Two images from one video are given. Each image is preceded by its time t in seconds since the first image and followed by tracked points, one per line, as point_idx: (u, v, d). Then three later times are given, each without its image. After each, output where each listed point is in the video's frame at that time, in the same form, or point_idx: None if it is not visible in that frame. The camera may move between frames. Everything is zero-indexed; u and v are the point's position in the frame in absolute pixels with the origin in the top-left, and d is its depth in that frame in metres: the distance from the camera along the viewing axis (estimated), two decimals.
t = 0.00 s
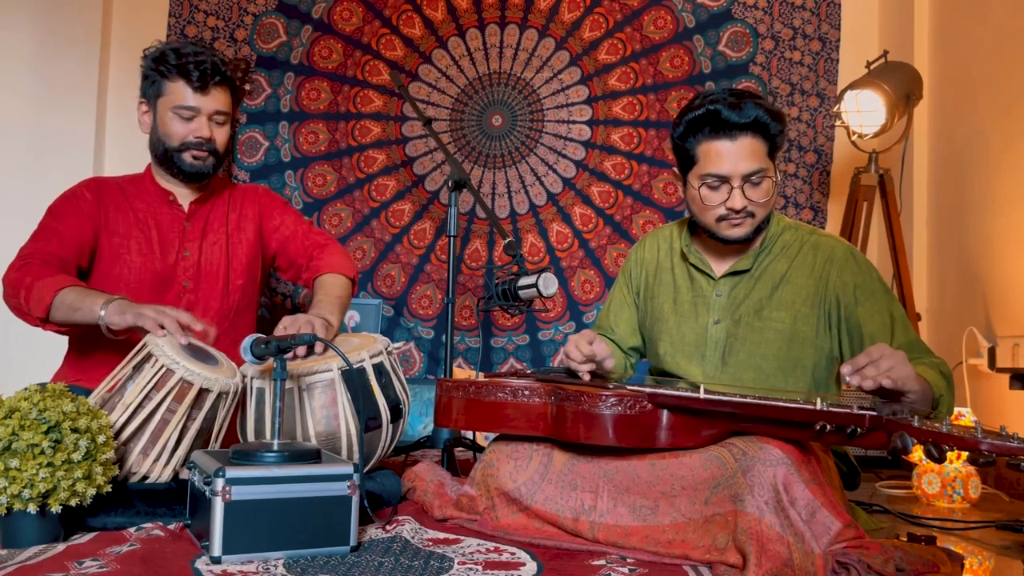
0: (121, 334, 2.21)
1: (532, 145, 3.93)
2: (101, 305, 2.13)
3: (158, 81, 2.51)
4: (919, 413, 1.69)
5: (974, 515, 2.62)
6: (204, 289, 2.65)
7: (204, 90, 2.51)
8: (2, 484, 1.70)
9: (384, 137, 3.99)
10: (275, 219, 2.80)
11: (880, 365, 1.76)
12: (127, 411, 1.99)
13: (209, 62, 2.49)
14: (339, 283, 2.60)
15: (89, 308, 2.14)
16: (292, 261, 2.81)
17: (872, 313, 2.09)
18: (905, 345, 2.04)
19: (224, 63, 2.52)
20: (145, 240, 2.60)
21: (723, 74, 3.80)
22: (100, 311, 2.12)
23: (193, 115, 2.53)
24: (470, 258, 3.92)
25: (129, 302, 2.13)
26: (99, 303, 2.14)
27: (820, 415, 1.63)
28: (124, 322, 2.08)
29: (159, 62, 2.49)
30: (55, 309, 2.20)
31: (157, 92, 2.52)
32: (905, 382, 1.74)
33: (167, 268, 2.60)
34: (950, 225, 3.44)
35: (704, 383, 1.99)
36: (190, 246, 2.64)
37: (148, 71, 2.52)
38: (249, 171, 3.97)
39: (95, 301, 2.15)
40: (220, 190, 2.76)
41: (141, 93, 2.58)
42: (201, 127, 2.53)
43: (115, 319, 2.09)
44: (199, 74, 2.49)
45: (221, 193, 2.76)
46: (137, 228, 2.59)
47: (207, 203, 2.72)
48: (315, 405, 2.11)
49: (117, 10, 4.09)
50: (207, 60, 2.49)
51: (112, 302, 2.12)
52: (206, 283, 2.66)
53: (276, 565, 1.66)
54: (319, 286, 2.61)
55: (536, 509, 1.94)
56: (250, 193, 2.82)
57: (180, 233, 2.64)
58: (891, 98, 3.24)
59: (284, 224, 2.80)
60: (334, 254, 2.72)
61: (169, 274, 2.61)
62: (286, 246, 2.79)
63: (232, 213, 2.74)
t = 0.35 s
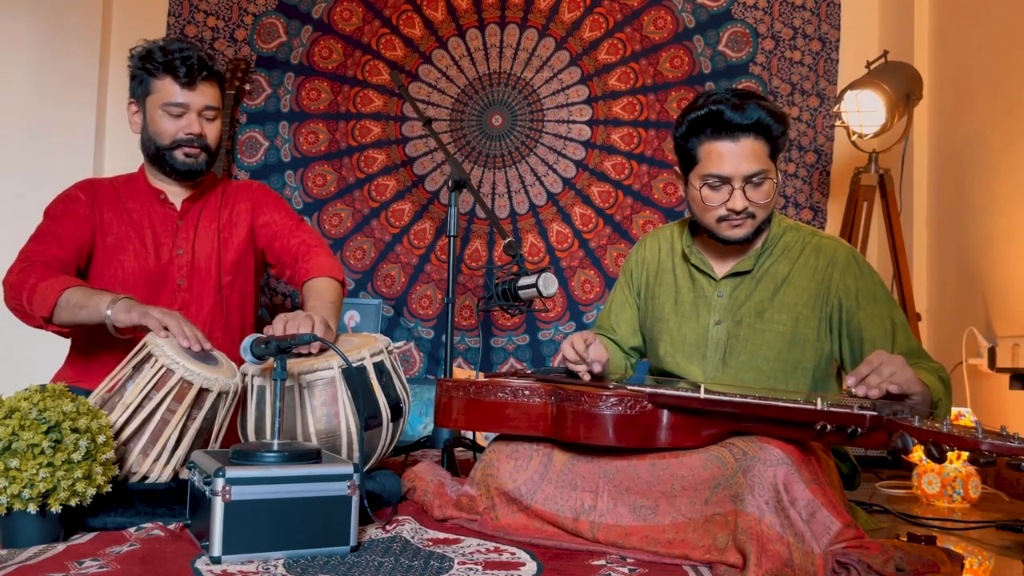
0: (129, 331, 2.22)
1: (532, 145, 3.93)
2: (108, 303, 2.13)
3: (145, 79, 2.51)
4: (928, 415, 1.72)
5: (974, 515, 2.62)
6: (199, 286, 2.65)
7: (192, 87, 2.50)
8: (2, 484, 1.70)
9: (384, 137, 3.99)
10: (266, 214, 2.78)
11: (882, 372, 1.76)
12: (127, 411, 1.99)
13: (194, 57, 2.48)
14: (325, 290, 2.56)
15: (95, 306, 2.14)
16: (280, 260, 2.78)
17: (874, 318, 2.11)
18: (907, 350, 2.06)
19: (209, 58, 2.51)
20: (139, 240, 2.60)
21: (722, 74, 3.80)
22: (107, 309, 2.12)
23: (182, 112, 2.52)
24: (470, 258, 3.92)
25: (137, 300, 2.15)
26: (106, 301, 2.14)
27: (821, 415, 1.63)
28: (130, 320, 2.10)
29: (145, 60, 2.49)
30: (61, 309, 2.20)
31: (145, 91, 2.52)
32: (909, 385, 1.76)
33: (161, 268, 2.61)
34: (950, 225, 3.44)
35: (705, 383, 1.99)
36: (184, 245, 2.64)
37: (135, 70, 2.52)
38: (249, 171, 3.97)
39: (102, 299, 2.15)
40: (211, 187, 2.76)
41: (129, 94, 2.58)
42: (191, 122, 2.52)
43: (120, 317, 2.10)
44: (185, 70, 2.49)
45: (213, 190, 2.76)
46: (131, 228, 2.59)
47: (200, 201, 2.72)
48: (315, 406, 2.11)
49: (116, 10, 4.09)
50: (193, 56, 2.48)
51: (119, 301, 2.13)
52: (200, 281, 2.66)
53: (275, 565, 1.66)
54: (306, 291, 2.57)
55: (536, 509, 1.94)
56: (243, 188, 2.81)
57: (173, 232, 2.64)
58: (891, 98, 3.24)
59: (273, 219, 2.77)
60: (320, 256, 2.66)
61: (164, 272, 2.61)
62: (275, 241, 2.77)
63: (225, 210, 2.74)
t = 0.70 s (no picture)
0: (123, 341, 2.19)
1: (532, 145, 3.93)
2: (101, 312, 2.14)
3: (150, 85, 2.50)
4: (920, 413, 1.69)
5: (974, 515, 2.62)
6: (201, 288, 2.66)
7: (196, 94, 2.51)
8: (2, 484, 1.70)
9: (384, 137, 3.99)
10: (264, 213, 2.77)
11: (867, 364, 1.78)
12: (127, 411, 1.99)
13: (200, 65, 2.49)
14: (323, 292, 2.55)
15: (88, 314, 2.15)
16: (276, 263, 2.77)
17: (872, 318, 2.10)
18: (905, 347, 2.05)
19: (215, 65, 2.52)
20: (141, 241, 2.60)
21: (723, 74, 3.80)
22: (101, 318, 2.13)
23: (186, 119, 2.52)
24: (470, 258, 3.92)
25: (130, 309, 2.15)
26: (99, 310, 2.15)
27: (821, 415, 1.63)
28: (123, 329, 2.09)
29: (149, 65, 2.48)
30: (52, 315, 2.20)
31: (149, 96, 2.51)
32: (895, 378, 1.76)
33: (163, 269, 2.61)
34: (950, 225, 3.44)
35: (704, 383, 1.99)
36: (186, 246, 2.64)
37: (138, 74, 2.51)
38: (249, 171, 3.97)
39: (96, 307, 2.16)
40: (213, 189, 2.76)
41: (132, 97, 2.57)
42: (195, 130, 2.53)
43: (114, 326, 2.10)
44: (190, 78, 2.49)
45: (213, 190, 2.76)
46: (132, 230, 2.59)
47: (202, 202, 2.72)
48: (315, 405, 2.11)
49: (116, 10, 4.09)
50: (199, 64, 2.49)
51: (111, 309, 2.14)
52: (202, 283, 2.67)
53: (275, 565, 1.66)
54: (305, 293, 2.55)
55: (536, 509, 1.94)
56: (240, 186, 2.81)
57: (175, 233, 2.64)
58: (891, 98, 3.24)
59: (270, 220, 2.76)
60: (318, 258, 2.65)
61: (167, 274, 2.62)
62: (270, 241, 2.75)
63: (224, 211, 2.74)
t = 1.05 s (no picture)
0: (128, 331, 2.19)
1: (532, 145, 3.93)
2: (109, 303, 2.13)
3: (150, 84, 2.50)
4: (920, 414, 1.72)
5: (974, 515, 2.62)
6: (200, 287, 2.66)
7: (194, 96, 2.50)
8: (2, 484, 1.70)
9: (384, 137, 3.99)
10: (263, 214, 2.77)
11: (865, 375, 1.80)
12: (127, 410, 1.99)
13: (199, 67, 2.48)
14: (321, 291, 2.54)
15: (95, 306, 2.14)
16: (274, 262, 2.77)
17: (870, 318, 2.10)
18: (902, 349, 2.05)
19: (215, 68, 2.51)
20: (141, 239, 2.60)
21: (723, 74, 3.80)
22: (108, 308, 2.12)
23: (184, 120, 2.52)
24: (470, 258, 3.92)
25: (137, 300, 2.14)
26: (106, 301, 2.14)
27: (821, 415, 1.63)
28: (131, 318, 2.09)
29: (151, 65, 2.48)
30: (60, 309, 2.20)
31: (149, 95, 2.51)
32: (893, 388, 1.78)
33: (162, 268, 2.60)
34: (950, 225, 3.44)
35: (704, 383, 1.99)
36: (185, 245, 2.64)
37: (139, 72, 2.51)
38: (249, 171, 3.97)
39: (102, 299, 2.15)
40: (212, 188, 2.76)
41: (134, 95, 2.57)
42: (191, 132, 2.52)
43: (123, 316, 2.09)
44: (189, 80, 2.48)
45: (212, 189, 2.76)
46: (132, 228, 2.59)
47: (201, 202, 2.72)
48: (315, 405, 2.11)
49: (116, 10, 4.09)
50: (199, 66, 2.48)
51: (119, 300, 2.13)
52: (201, 282, 2.66)
53: (275, 565, 1.66)
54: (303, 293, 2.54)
55: (536, 509, 1.94)
56: (239, 186, 2.81)
57: (174, 232, 2.64)
58: (892, 99, 3.24)
59: (269, 219, 2.76)
60: (317, 258, 2.65)
61: (165, 273, 2.61)
62: (268, 243, 2.76)
63: (223, 210, 2.74)
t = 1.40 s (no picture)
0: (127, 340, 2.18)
1: (532, 145, 3.93)
2: (105, 313, 2.13)
3: (149, 82, 2.50)
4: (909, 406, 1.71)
5: (974, 515, 2.62)
6: (200, 288, 2.66)
7: (193, 92, 2.50)
8: (1, 484, 1.70)
9: (384, 137, 3.99)
10: (266, 218, 2.78)
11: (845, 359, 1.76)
12: (127, 411, 1.99)
13: (197, 63, 2.48)
14: (323, 292, 2.54)
15: (91, 317, 2.15)
16: (278, 264, 2.77)
17: (869, 318, 2.10)
18: (900, 349, 2.05)
19: (213, 63, 2.51)
20: (141, 241, 2.60)
21: (723, 74, 3.80)
22: (104, 319, 2.12)
23: (183, 116, 2.52)
24: (470, 258, 3.92)
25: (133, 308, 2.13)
26: (102, 311, 2.14)
27: (821, 414, 1.63)
28: (126, 327, 2.08)
29: (150, 63, 2.48)
30: (57, 317, 2.20)
31: (148, 93, 2.51)
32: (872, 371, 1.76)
33: (162, 269, 2.61)
34: (950, 225, 3.44)
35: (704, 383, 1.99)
36: (185, 246, 2.64)
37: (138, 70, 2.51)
38: (249, 171, 3.97)
39: (97, 309, 2.15)
40: (213, 189, 2.76)
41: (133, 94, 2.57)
42: (190, 128, 2.52)
43: (117, 327, 2.09)
44: (187, 75, 2.48)
45: (213, 191, 2.76)
46: (132, 229, 2.59)
47: (202, 202, 2.72)
48: (315, 405, 2.11)
49: (116, 10, 4.09)
50: (197, 62, 2.48)
51: (115, 310, 2.13)
52: (202, 282, 2.66)
53: (275, 565, 1.66)
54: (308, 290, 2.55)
55: (536, 509, 1.94)
56: (241, 189, 2.82)
57: (175, 233, 2.64)
58: (891, 98, 3.24)
59: (274, 224, 2.77)
60: (321, 259, 2.65)
61: (165, 274, 2.61)
62: (272, 248, 2.75)
63: (224, 212, 2.74)
